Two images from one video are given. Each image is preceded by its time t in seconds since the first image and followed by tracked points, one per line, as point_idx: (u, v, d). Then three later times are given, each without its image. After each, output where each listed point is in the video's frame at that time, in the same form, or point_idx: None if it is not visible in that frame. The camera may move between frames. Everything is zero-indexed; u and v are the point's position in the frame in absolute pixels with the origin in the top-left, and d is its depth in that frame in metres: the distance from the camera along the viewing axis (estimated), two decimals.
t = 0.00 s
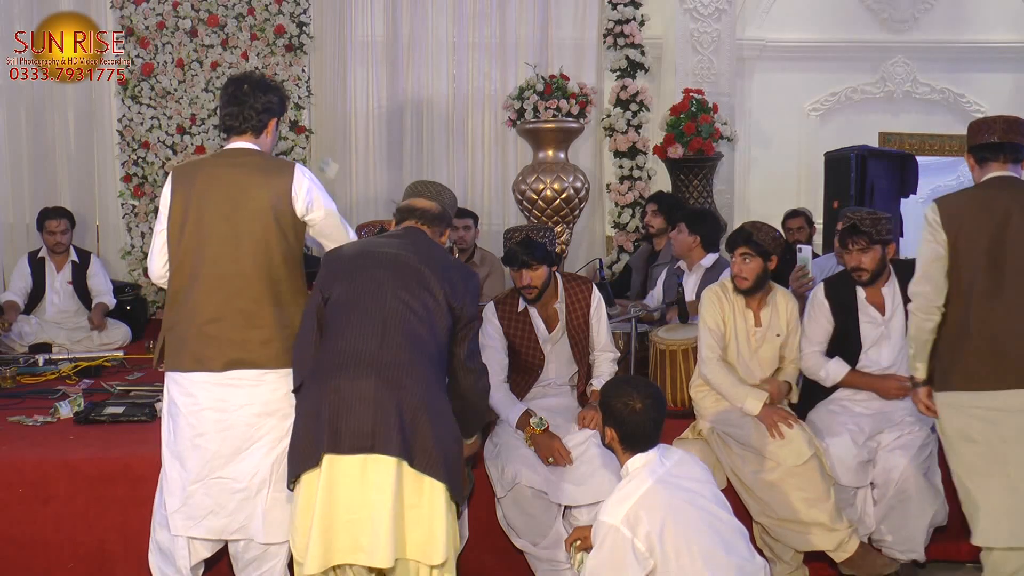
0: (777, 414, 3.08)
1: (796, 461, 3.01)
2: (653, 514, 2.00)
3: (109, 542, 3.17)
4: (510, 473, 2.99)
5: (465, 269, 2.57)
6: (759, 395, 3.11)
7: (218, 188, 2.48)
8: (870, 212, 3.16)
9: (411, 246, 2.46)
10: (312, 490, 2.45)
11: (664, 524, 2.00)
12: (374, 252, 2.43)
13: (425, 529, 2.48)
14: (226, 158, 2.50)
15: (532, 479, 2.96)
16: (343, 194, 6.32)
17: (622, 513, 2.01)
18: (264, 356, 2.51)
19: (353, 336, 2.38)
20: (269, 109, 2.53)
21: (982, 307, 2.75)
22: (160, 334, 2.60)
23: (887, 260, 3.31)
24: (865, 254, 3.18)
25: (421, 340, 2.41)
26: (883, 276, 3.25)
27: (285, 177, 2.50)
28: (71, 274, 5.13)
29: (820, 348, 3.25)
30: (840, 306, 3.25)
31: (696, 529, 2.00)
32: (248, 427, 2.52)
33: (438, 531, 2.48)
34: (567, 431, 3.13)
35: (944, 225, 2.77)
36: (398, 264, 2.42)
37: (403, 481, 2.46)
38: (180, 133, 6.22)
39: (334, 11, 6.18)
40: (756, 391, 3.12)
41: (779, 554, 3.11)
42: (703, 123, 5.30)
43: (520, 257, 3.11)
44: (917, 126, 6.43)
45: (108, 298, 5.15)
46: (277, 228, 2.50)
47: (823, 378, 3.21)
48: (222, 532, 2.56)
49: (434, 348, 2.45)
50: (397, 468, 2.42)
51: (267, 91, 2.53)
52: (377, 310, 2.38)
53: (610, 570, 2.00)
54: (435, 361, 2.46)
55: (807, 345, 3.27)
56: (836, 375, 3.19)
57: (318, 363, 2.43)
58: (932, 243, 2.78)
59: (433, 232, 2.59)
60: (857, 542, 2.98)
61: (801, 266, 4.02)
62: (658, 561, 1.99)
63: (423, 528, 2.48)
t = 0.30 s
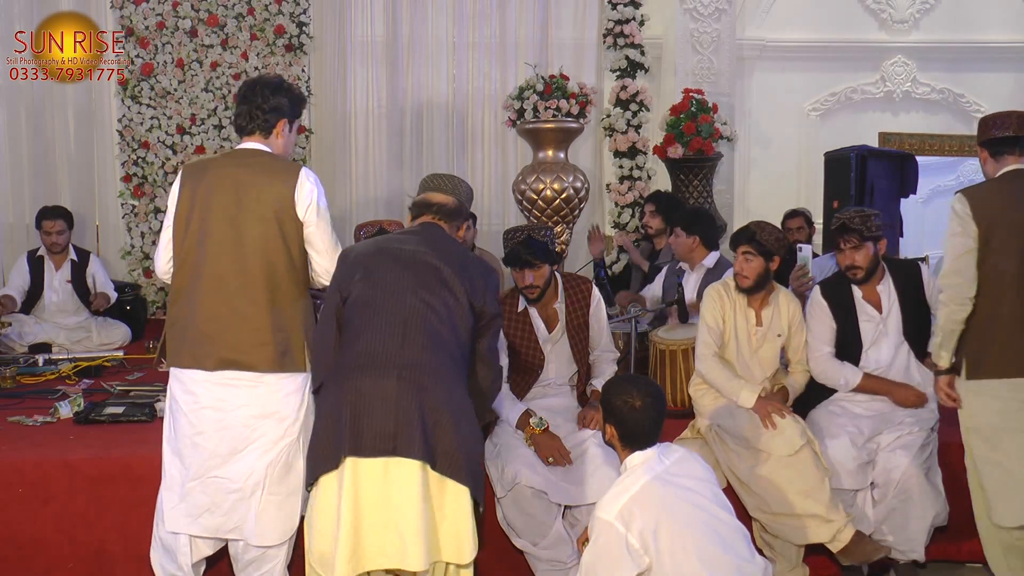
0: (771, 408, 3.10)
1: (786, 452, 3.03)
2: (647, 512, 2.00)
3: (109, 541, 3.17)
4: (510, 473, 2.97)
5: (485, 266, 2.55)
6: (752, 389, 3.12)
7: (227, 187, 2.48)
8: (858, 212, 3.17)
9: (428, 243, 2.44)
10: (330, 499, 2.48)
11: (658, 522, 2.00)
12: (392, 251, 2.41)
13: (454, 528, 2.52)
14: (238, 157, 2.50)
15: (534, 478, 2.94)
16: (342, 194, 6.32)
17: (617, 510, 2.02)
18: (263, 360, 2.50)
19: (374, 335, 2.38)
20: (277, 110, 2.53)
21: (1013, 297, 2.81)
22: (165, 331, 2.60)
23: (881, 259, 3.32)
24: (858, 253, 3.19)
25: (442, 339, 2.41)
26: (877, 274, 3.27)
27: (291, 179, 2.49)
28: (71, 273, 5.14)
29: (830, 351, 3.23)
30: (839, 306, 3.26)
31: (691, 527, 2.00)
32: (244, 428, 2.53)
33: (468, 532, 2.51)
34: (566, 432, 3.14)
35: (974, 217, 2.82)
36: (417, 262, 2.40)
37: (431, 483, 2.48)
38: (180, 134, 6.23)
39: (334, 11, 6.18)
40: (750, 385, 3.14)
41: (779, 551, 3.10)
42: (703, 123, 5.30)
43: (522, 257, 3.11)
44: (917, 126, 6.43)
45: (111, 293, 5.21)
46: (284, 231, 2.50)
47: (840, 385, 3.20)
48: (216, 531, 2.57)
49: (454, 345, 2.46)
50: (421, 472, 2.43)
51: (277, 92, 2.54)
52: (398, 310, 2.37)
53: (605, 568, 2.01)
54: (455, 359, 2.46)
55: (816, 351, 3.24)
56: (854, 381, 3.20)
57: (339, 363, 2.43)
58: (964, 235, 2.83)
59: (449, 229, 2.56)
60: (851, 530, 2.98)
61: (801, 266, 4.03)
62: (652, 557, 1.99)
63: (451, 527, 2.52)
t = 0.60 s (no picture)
0: (766, 394, 3.10)
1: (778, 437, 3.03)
2: (647, 512, 2.01)
3: (109, 541, 3.17)
4: (510, 474, 2.96)
5: (506, 274, 2.57)
6: (744, 376, 3.13)
7: (236, 187, 2.48)
8: (852, 214, 3.18)
9: (451, 250, 2.46)
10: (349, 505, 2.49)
11: (658, 522, 2.00)
12: (416, 256, 2.42)
13: (475, 533, 2.53)
14: (246, 157, 2.50)
15: (534, 478, 2.94)
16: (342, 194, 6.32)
17: (614, 511, 2.02)
18: (266, 360, 2.50)
19: (398, 341, 2.38)
20: (280, 110, 2.54)
21: None
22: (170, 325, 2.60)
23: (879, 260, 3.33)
24: (853, 255, 3.19)
25: (467, 345, 2.42)
26: (875, 275, 3.27)
27: (295, 181, 2.49)
28: (71, 273, 5.12)
29: (848, 353, 3.21)
30: (842, 304, 3.26)
31: (691, 527, 2.00)
32: (246, 428, 2.53)
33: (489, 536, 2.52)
34: (566, 431, 3.15)
35: None
36: (441, 267, 2.41)
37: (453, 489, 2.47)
38: (180, 133, 6.24)
39: (334, 11, 6.18)
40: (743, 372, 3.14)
41: (774, 544, 3.09)
42: (703, 123, 5.31)
43: (525, 257, 3.12)
44: (917, 126, 6.43)
45: (106, 300, 5.13)
46: (289, 231, 2.50)
47: (862, 385, 3.19)
48: (216, 531, 2.57)
49: (478, 351, 2.45)
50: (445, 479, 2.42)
51: (281, 92, 2.54)
52: (422, 315, 2.37)
53: (602, 567, 2.01)
54: (478, 365, 2.46)
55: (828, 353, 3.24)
56: (877, 381, 3.19)
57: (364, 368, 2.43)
58: None
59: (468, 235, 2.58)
60: (844, 509, 2.97)
61: (801, 266, 4.03)
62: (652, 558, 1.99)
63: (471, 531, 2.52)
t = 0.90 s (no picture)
0: (768, 380, 3.07)
1: (774, 423, 3.02)
2: (650, 511, 2.00)
3: (109, 540, 3.17)
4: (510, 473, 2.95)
5: (520, 282, 2.57)
6: (745, 367, 3.12)
7: (248, 186, 2.49)
8: (858, 213, 3.18)
9: (466, 255, 2.46)
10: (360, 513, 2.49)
11: (660, 520, 2.00)
12: (429, 260, 2.42)
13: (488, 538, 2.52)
14: (254, 156, 2.52)
15: (535, 477, 2.94)
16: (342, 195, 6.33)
17: (616, 510, 2.01)
18: (278, 354, 2.50)
19: (411, 344, 2.38)
20: (287, 110, 2.54)
21: None
22: (178, 319, 2.61)
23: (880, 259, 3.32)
24: (857, 253, 3.19)
25: (480, 349, 2.41)
26: (877, 274, 3.27)
27: (307, 179, 2.49)
28: (71, 272, 5.13)
29: (847, 353, 3.20)
30: (843, 303, 3.26)
31: (694, 525, 2.00)
32: (255, 425, 2.52)
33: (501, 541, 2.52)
34: (566, 431, 3.16)
35: None
36: (455, 271, 2.41)
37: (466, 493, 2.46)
38: (180, 133, 6.24)
39: (334, 11, 6.17)
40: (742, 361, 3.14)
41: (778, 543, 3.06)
42: (703, 123, 5.31)
43: (527, 256, 3.11)
44: (917, 126, 6.43)
45: (110, 297, 5.15)
46: (301, 231, 2.49)
47: (862, 384, 3.19)
48: (228, 527, 2.57)
49: (491, 355, 2.45)
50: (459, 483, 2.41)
51: (286, 92, 2.53)
52: (435, 319, 2.38)
53: (604, 565, 2.01)
54: (492, 369, 2.46)
55: (826, 352, 3.24)
56: (876, 381, 3.20)
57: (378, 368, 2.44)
58: None
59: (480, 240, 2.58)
60: (837, 492, 2.96)
61: (802, 266, 4.04)
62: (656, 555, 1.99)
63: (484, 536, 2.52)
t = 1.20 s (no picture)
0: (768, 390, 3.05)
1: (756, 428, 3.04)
2: (650, 492, 2.02)
3: (110, 540, 3.17)
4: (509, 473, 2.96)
5: (518, 281, 2.56)
6: (744, 367, 3.13)
7: (255, 185, 2.49)
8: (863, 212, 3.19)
9: (465, 256, 2.45)
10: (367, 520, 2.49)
11: (660, 501, 2.02)
12: (427, 263, 2.41)
13: (498, 539, 2.53)
14: (263, 155, 2.52)
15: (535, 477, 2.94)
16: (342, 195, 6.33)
17: (615, 494, 2.02)
18: (288, 351, 2.50)
19: (415, 347, 2.38)
20: (297, 111, 2.53)
21: None
22: (183, 318, 2.62)
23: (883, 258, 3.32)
24: (861, 250, 3.20)
25: (484, 351, 2.41)
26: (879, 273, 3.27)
27: (320, 177, 2.50)
28: (71, 272, 5.13)
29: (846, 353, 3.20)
30: (844, 302, 3.25)
31: (694, 506, 2.03)
32: (262, 419, 2.52)
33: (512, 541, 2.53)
34: (566, 431, 3.16)
35: None
36: (454, 272, 2.41)
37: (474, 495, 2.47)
38: (180, 133, 6.24)
39: (334, 11, 6.17)
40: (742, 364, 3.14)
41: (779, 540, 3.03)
42: (703, 123, 5.31)
43: (528, 256, 3.12)
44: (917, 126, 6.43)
45: (103, 301, 5.12)
46: (310, 230, 2.49)
47: (859, 385, 3.18)
48: (237, 522, 2.56)
49: (496, 356, 2.45)
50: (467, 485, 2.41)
51: (295, 93, 2.52)
52: (437, 321, 2.37)
53: (605, 545, 2.02)
54: (497, 370, 2.45)
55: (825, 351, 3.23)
56: (872, 382, 3.17)
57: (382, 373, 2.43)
58: None
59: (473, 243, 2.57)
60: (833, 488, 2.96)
61: (802, 266, 4.04)
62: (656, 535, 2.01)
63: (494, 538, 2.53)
